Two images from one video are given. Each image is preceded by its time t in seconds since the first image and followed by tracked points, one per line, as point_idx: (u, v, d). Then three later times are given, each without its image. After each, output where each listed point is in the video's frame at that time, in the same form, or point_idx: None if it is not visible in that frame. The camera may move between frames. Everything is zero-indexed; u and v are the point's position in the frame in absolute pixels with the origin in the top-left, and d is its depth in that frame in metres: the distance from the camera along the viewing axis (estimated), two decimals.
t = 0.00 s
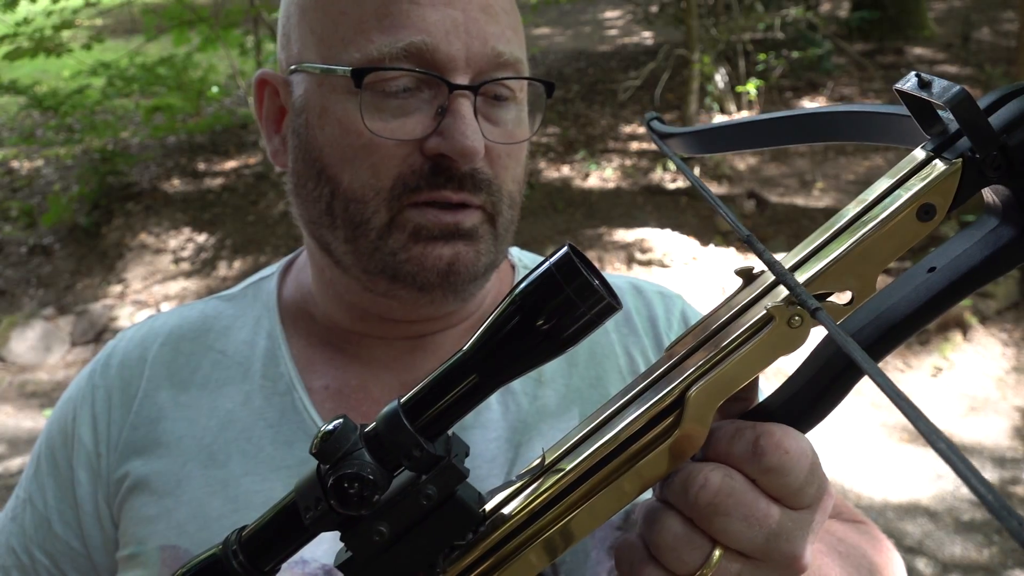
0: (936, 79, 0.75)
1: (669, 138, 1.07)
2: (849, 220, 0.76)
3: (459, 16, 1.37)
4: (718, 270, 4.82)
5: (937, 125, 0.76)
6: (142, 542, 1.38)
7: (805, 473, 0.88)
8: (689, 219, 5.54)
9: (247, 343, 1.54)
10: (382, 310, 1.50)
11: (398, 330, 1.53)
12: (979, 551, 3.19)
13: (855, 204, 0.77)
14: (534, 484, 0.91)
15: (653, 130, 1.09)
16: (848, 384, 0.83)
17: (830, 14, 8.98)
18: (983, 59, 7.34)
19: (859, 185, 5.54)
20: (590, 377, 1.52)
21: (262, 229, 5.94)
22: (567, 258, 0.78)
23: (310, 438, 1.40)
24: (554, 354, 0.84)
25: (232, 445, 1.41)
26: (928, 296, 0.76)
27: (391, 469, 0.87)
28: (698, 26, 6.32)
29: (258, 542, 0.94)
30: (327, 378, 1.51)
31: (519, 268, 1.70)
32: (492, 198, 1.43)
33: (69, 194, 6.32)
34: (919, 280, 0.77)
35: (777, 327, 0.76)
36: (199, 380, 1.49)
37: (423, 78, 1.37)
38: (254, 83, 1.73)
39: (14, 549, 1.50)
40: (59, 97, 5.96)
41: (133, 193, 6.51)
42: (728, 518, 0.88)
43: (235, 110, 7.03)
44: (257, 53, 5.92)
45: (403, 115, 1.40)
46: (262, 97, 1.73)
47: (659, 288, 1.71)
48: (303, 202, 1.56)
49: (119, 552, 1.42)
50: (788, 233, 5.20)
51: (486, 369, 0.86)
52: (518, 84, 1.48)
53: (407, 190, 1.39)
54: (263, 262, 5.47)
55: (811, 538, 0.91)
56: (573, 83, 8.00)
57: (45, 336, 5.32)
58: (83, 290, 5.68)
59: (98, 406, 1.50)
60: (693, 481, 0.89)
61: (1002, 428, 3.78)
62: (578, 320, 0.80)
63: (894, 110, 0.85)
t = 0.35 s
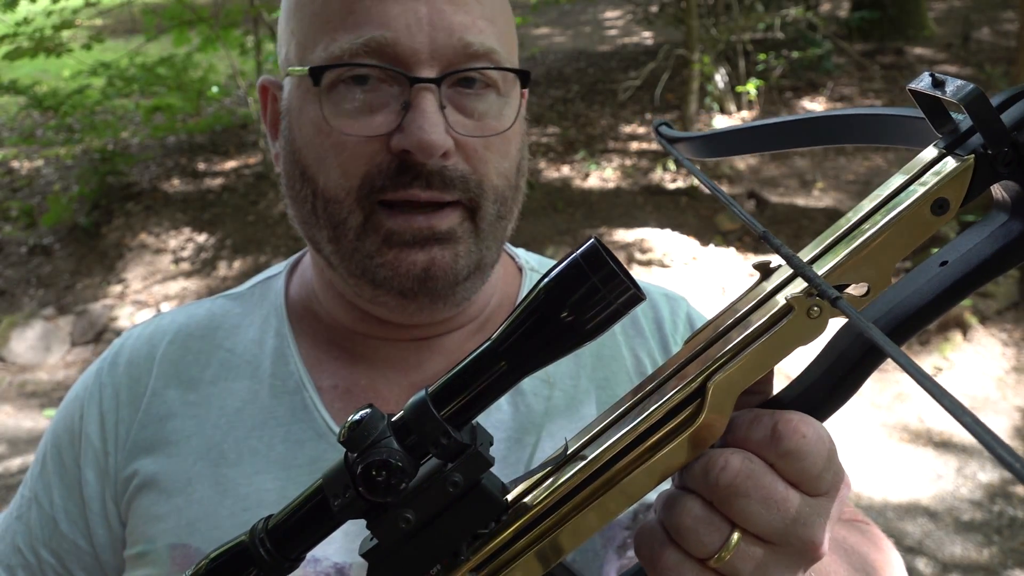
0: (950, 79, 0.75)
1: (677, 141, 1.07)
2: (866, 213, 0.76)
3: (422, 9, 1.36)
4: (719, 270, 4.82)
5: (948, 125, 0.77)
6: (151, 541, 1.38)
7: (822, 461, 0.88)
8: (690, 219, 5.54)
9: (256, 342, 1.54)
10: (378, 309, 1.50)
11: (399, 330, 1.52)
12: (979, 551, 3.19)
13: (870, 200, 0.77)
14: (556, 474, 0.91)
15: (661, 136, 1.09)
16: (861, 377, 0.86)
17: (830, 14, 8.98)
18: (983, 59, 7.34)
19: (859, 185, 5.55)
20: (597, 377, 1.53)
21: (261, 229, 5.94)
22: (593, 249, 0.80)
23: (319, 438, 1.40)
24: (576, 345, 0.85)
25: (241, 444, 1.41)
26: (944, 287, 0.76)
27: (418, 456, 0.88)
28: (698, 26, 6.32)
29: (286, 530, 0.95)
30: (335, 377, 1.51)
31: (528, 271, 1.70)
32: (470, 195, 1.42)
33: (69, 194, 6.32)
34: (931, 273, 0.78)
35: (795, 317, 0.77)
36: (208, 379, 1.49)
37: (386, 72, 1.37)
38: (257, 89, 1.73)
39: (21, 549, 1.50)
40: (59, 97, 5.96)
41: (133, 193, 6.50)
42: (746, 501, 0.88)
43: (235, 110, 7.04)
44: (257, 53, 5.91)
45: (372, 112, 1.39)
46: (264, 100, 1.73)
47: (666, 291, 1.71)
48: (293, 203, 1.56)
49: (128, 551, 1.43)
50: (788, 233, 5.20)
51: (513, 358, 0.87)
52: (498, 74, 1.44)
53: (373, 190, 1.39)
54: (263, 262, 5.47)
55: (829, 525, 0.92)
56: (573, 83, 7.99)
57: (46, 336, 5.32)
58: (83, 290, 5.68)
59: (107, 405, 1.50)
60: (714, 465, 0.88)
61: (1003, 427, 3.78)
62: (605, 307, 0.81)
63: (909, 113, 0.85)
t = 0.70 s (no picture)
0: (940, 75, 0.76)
1: (667, 135, 1.07)
2: (859, 209, 0.76)
3: (384, 18, 1.34)
4: (718, 270, 4.83)
5: (939, 121, 0.78)
6: (151, 544, 1.38)
7: (814, 456, 0.88)
8: (689, 219, 5.54)
9: (251, 344, 1.54)
10: (369, 310, 1.50)
11: (391, 330, 1.52)
12: (979, 551, 3.20)
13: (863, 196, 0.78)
14: (553, 474, 0.92)
15: (651, 128, 1.09)
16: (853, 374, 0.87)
17: (830, 14, 8.98)
18: (983, 60, 7.35)
19: (859, 185, 5.55)
20: (592, 373, 1.53)
21: (262, 229, 5.94)
22: (588, 251, 0.79)
23: (316, 439, 1.40)
24: (573, 346, 0.85)
25: (238, 446, 1.41)
26: (937, 284, 0.76)
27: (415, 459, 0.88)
28: (698, 26, 6.32)
29: (285, 534, 0.95)
30: (330, 377, 1.51)
31: (520, 269, 1.69)
32: (446, 199, 1.42)
33: (69, 194, 6.32)
34: (924, 270, 0.78)
35: (790, 316, 0.78)
36: (204, 382, 1.49)
37: (357, 86, 1.37)
38: (240, 98, 1.73)
39: (22, 555, 1.51)
40: (59, 97, 5.97)
41: (133, 193, 6.50)
42: (739, 495, 0.88)
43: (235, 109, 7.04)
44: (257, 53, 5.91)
45: (341, 125, 1.40)
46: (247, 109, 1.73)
47: (658, 285, 1.71)
48: (276, 211, 1.57)
49: (129, 555, 1.43)
50: (788, 233, 5.20)
51: (511, 359, 0.87)
52: (471, 76, 1.43)
53: (354, 201, 1.40)
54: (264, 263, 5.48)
55: (822, 521, 0.92)
56: (573, 83, 7.99)
57: (45, 336, 5.31)
58: (83, 290, 5.68)
59: (104, 410, 1.50)
60: (707, 459, 0.89)
61: (1002, 428, 3.79)
62: (600, 308, 0.81)
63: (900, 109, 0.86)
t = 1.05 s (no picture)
0: (939, 82, 0.75)
1: (662, 136, 1.08)
2: (857, 215, 0.76)
3: (437, 20, 1.36)
4: (717, 271, 4.83)
5: (936, 128, 0.77)
6: (147, 546, 1.38)
7: (812, 463, 0.88)
8: (689, 219, 5.54)
9: (246, 345, 1.54)
10: (377, 309, 1.49)
11: (393, 330, 1.52)
12: (979, 551, 3.20)
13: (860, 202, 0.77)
14: (549, 481, 0.91)
15: (647, 129, 1.10)
16: (851, 378, 0.86)
17: (830, 13, 8.97)
18: (983, 59, 7.35)
19: (859, 185, 5.54)
20: (588, 372, 1.52)
21: (262, 229, 5.94)
22: (584, 258, 0.79)
23: (311, 439, 1.40)
24: (570, 353, 0.85)
25: (234, 447, 1.41)
26: (933, 290, 0.77)
27: (411, 468, 0.88)
28: (698, 26, 6.31)
29: (283, 542, 0.95)
30: (327, 378, 1.51)
31: (515, 268, 1.69)
32: (479, 197, 1.42)
33: (69, 194, 6.33)
34: (921, 276, 0.78)
35: (785, 325, 0.78)
36: (199, 383, 1.49)
37: (403, 85, 1.37)
38: (241, 90, 1.72)
39: (17, 557, 1.51)
40: (59, 97, 5.97)
41: (133, 193, 6.50)
42: (739, 504, 0.88)
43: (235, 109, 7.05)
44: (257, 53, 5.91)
45: (387, 121, 1.39)
46: (248, 103, 1.72)
47: (652, 285, 1.71)
48: (292, 207, 1.56)
49: (124, 556, 1.43)
50: (788, 233, 5.21)
51: (507, 367, 0.87)
52: (502, 85, 1.46)
53: (391, 197, 1.38)
54: (264, 262, 5.48)
55: (818, 525, 0.92)
56: (573, 83, 8.00)
57: (45, 336, 5.31)
58: (83, 290, 5.68)
59: (99, 411, 1.50)
60: (707, 469, 0.88)
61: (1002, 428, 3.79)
62: (595, 317, 0.81)
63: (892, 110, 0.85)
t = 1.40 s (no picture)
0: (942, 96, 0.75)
1: (662, 141, 1.06)
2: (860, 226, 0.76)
3: (454, 15, 1.36)
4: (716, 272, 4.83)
5: (939, 140, 0.76)
6: (146, 545, 1.38)
7: (816, 475, 0.88)
8: (689, 219, 5.54)
9: (244, 344, 1.54)
10: (379, 307, 1.49)
11: (393, 328, 1.51)
12: (979, 551, 3.19)
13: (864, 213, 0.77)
14: (550, 491, 0.91)
15: (648, 133, 1.08)
16: (852, 390, 0.86)
17: (829, 14, 8.97)
18: (983, 59, 7.36)
19: (859, 185, 5.54)
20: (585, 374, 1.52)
21: (262, 229, 5.94)
22: (587, 268, 0.78)
23: (310, 439, 1.40)
24: (572, 364, 0.84)
25: (232, 446, 1.41)
26: (937, 303, 0.76)
27: (414, 477, 0.88)
28: (697, 26, 6.30)
29: (283, 551, 0.95)
30: (326, 377, 1.51)
31: (512, 268, 1.68)
32: (491, 192, 1.42)
33: (69, 194, 6.33)
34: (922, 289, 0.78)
35: (788, 337, 0.78)
36: (198, 383, 1.49)
37: (423, 76, 1.37)
38: (245, 84, 1.71)
39: (15, 558, 1.50)
40: (59, 97, 5.97)
41: (133, 193, 6.50)
42: (745, 517, 0.88)
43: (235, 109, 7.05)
44: (257, 53, 5.90)
45: (404, 113, 1.38)
46: (253, 99, 1.71)
47: (650, 286, 1.70)
48: (300, 202, 1.55)
49: (124, 556, 1.43)
50: (787, 233, 5.21)
51: (509, 378, 0.87)
52: (510, 81, 1.48)
53: (409, 189, 1.37)
54: (264, 262, 5.48)
55: (822, 537, 0.92)
56: (573, 83, 8.00)
57: (45, 336, 5.31)
58: (83, 290, 5.68)
59: (98, 412, 1.50)
60: (714, 482, 0.88)
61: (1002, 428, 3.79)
62: (598, 327, 0.80)
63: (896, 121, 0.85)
